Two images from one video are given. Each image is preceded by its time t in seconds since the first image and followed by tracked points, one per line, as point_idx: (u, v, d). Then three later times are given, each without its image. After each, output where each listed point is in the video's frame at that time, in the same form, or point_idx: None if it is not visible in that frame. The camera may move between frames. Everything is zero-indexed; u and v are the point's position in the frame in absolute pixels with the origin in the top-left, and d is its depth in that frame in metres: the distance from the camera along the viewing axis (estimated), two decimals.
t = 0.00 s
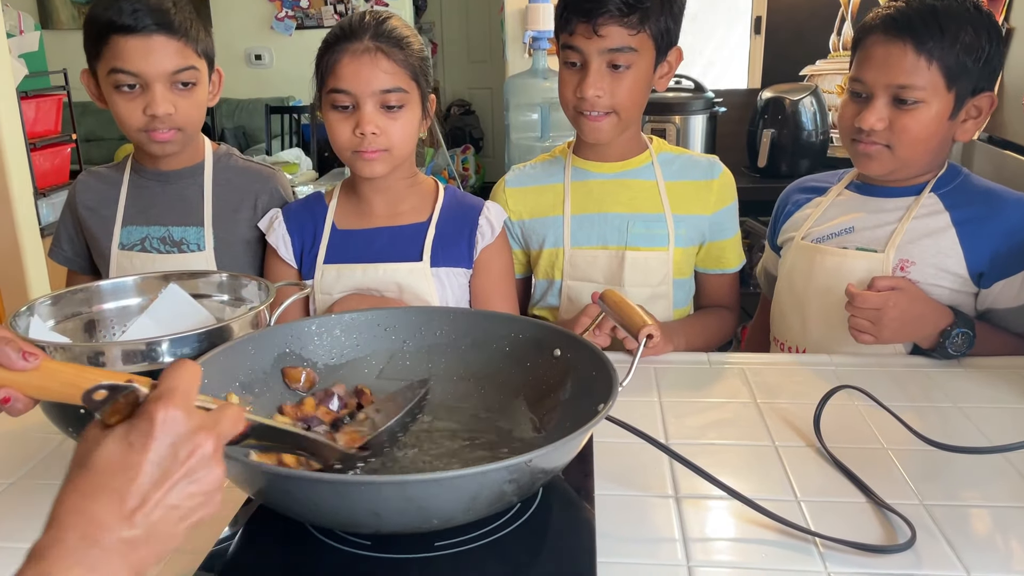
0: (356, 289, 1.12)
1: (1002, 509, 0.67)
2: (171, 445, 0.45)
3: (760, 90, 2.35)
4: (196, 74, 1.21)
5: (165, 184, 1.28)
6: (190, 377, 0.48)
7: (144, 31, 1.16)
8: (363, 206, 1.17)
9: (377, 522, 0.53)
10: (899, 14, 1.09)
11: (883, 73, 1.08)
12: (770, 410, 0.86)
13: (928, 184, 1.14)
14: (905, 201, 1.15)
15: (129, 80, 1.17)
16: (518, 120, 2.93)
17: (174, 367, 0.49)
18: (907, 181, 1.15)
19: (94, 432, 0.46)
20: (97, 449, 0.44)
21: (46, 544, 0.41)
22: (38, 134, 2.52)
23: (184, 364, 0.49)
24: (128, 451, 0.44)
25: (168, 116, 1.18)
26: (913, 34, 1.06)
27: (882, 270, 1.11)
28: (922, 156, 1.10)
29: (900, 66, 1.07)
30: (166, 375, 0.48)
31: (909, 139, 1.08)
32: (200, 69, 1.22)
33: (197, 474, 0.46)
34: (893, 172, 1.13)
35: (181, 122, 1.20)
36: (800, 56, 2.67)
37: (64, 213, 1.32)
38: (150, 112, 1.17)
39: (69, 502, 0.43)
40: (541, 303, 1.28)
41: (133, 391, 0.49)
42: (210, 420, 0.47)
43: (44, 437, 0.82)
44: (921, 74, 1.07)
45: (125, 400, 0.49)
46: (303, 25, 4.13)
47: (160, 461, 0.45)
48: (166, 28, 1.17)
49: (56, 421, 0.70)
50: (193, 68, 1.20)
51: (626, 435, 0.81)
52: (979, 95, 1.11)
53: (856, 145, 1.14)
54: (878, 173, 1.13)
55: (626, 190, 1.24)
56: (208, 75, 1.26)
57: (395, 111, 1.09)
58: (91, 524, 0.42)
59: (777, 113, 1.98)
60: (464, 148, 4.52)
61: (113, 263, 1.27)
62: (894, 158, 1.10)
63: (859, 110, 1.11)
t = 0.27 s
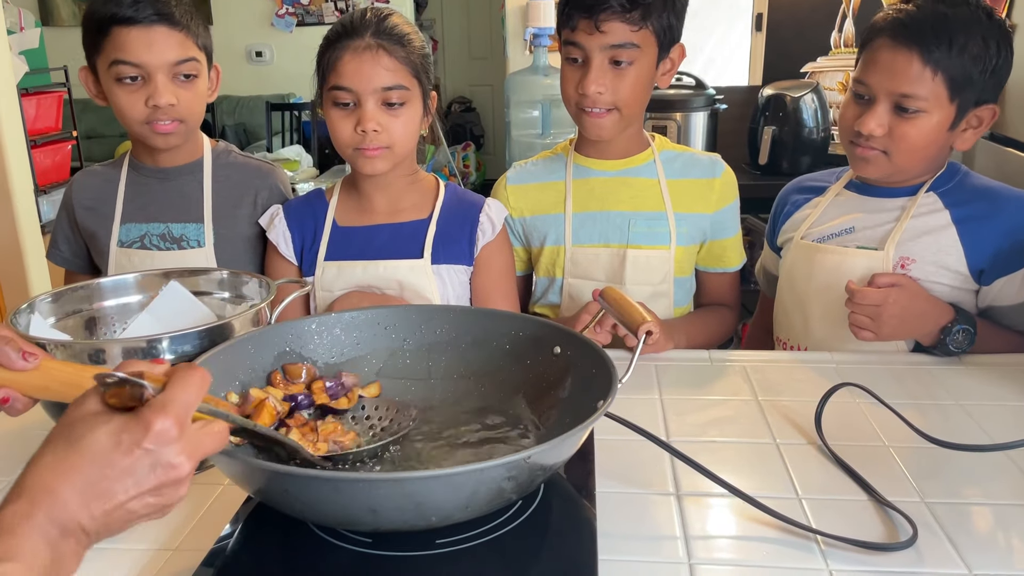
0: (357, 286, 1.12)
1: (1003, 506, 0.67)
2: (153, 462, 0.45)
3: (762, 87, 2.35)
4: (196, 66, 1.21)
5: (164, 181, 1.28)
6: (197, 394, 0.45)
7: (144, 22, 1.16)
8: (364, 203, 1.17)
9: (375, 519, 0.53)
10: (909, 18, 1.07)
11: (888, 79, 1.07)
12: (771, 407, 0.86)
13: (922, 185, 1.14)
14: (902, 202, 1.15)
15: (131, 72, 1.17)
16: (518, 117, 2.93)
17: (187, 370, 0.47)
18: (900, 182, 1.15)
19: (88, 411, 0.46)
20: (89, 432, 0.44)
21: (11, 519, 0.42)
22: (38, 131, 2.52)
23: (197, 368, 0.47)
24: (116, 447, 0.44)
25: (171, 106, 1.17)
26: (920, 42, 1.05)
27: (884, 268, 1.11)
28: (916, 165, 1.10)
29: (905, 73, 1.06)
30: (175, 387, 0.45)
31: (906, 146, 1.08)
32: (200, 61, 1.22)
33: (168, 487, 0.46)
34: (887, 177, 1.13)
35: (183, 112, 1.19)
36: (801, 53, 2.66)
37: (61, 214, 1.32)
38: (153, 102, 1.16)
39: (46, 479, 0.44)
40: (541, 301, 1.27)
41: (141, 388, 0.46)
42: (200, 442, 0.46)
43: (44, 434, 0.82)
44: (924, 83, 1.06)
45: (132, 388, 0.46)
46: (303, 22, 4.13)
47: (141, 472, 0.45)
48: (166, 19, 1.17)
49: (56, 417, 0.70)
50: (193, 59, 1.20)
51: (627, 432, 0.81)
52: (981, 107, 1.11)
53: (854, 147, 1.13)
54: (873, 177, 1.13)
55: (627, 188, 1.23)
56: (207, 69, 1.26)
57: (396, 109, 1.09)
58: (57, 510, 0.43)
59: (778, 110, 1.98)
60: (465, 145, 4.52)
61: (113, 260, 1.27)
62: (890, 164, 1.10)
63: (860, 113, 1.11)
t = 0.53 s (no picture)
0: (358, 283, 1.12)
1: (1004, 503, 0.67)
2: (113, 459, 0.46)
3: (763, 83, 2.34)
4: (194, 63, 1.21)
5: (164, 178, 1.28)
6: (161, 393, 0.46)
7: (141, 19, 1.16)
8: (364, 200, 1.17)
9: (376, 516, 0.53)
10: (913, 17, 1.07)
11: (889, 78, 1.07)
12: (772, 404, 0.85)
13: (922, 183, 1.14)
14: (899, 200, 1.14)
15: (130, 69, 1.17)
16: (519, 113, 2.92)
17: (153, 367, 0.48)
18: (896, 181, 1.15)
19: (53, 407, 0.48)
20: (52, 427, 0.46)
21: None
22: (38, 128, 2.52)
23: (164, 366, 0.48)
24: (76, 444, 0.46)
25: (171, 103, 1.17)
26: (924, 40, 1.05)
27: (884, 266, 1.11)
28: (916, 164, 1.10)
29: (907, 72, 1.05)
30: (141, 383, 0.46)
31: (906, 145, 1.08)
32: (198, 57, 1.22)
33: (125, 485, 0.48)
34: (887, 175, 1.13)
35: (182, 108, 1.19)
36: (802, 49, 2.66)
37: (62, 216, 1.32)
38: (152, 99, 1.16)
39: (8, 473, 0.46)
40: (542, 298, 1.27)
41: (103, 386, 0.47)
42: (161, 440, 0.48)
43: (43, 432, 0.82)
44: (927, 82, 1.05)
45: (92, 386, 0.47)
46: (303, 18, 4.12)
47: (100, 468, 0.47)
48: (163, 16, 1.17)
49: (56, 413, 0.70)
50: (191, 56, 1.20)
51: (627, 429, 0.81)
52: (982, 107, 1.11)
53: (854, 144, 1.13)
54: (873, 174, 1.13)
55: (628, 185, 1.23)
56: (204, 65, 1.26)
57: (396, 105, 1.08)
58: (14, 501, 0.46)
59: (779, 106, 1.97)
60: (466, 141, 4.51)
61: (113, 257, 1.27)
62: (890, 163, 1.10)
63: (861, 110, 1.10)
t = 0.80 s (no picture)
0: (360, 280, 1.12)
1: (1007, 501, 0.67)
2: (147, 461, 0.45)
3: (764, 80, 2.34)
4: (197, 63, 1.21)
5: (167, 176, 1.28)
6: (201, 397, 0.45)
7: (145, 19, 1.15)
8: (366, 197, 1.16)
9: (377, 514, 0.53)
10: (907, 8, 1.07)
11: (884, 69, 1.07)
12: (774, 402, 0.85)
13: (923, 181, 1.13)
14: (900, 200, 1.14)
15: (133, 69, 1.17)
16: (520, 111, 2.92)
17: (196, 372, 0.47)
18: (901, 178, 1.14)
19: (98, 397, 0.46)
20: (93, 421, 0.44)
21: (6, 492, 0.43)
22: (39, 125, 2.52)
23: (206, 371, 0.47)
24: (115, 443, 0.44)
25: (173, 102, 1.18)
26: (917, 31, 1.04)
27: (886, 265, 1.11)
28: (916, 157, 1.10)
29: (902, 63, 1.05)
30: (183, 387, 0.45)
31: (905, 138, 1.07)
32: (202, 57, 1.22)
33: (155, 485, 0.47)
34: (887, 170, 1.12)
35: (185, 106, 1.20)
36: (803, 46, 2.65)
37: (65, 209, 1.32)
38: (155, 99, 1.17)
39: (44, 455, 0.44)
40: (544, 295, 1.27)
41: (147, 387, 0.46)
42: (196, 444, 0.47)
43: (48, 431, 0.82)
44: (922, 73, 1.05)
45: (139, 386, 0.46)
46: (304, 15, 4.11)
47: (135, 467, 0.45)
48: (167, 16, 1.17)
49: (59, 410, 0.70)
50: (195, 56, 1.20)
51: (629, 427, 0.81)
52: (981, 98, 1.10)
53: (852, 139, 1.13)
54: (873, 169, 1.13)
55: (629, 182, 1.23)
56: (208, 64, 1.26)
57: (399, 103, 1.08)
58: (50, 486, 0.44)
59: (781, 104, 1.97)
60: (467, 138, 4.51)
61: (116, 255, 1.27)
62: (888, 156, 1.10)
63: (858, 104, 1.10)
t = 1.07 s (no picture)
0: (361, 278, 1.12)
1: (1009, 499, 0.67)
2: (158, 475, 0.45)
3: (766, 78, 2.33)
4: (202, 60, 1.21)
5: (171, 168, 1.28)
6: (212, 412, 0.44)
7: (149, 17, 1.15)
8: (367, 195, 1.16)
9: (377, 514, 0.53)
10: None
11: (897, 53, 1.07)
12: (776, 400, 0.85)
13: (936, 172, 1.13)
14: (914, 188, 1.14)
15: (138, 66, 1.16)
16: (520, 108, 2.92)
17: (206, 383, 0.45)
18: (916, 168, 1.15)
19: (107, 412, 0.45)
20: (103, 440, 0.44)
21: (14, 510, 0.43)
22: (40, 123, 2.52)
23: (217, 382, 0.46)
24: (125, 459, 0.44)
25: (178, 103, 1.17)
26: (930, 15, 1.04)
27: (891, 257, 1.11)
28: (928, 144, 1.09)
29: (915, 47, 1.05)
30: (192, 404, 0.44)
31: (915, 123, 1.07)
32: (206, 54, 1.22)
33: (168, 498, 0.47)
34: (899, 157, 1.12)
35: (191, 107, 1.20)
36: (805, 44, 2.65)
37: (70, 203, 1.32)
38: (160, 98, 1.16)
39: (57, 458, 0.44)
40: (544, 293, 1.27)
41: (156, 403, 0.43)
42: (206, 455, 0.47)
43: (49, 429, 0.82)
44: (934, 58, 1.05)
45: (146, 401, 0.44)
46: (305, 13, 4.11)
47: (146, 479, 0.45)
48: (171, 13, 1.17)
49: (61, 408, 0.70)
50: (199, 53, 1.20)
51: (630, 424, 0.81)
52: (993, 86, 1.10)
53: (864, 125, 1.13)
54: (884, 156, 1.13)
55: (631, 179, 1.23)
56: (212, 59, 1.26)
57: (400, 101, 1.08)
58: (57, 505, 0.44)
59: (782, 101, 1.97)
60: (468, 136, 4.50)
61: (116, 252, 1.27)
62: (898, 142, 1.10)
63: (871, 89, 1.10)
